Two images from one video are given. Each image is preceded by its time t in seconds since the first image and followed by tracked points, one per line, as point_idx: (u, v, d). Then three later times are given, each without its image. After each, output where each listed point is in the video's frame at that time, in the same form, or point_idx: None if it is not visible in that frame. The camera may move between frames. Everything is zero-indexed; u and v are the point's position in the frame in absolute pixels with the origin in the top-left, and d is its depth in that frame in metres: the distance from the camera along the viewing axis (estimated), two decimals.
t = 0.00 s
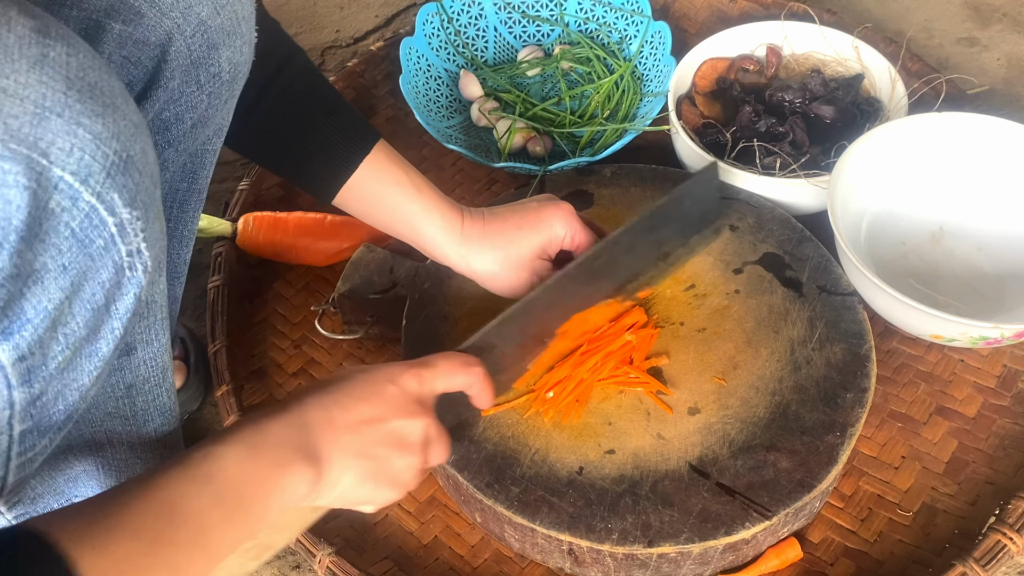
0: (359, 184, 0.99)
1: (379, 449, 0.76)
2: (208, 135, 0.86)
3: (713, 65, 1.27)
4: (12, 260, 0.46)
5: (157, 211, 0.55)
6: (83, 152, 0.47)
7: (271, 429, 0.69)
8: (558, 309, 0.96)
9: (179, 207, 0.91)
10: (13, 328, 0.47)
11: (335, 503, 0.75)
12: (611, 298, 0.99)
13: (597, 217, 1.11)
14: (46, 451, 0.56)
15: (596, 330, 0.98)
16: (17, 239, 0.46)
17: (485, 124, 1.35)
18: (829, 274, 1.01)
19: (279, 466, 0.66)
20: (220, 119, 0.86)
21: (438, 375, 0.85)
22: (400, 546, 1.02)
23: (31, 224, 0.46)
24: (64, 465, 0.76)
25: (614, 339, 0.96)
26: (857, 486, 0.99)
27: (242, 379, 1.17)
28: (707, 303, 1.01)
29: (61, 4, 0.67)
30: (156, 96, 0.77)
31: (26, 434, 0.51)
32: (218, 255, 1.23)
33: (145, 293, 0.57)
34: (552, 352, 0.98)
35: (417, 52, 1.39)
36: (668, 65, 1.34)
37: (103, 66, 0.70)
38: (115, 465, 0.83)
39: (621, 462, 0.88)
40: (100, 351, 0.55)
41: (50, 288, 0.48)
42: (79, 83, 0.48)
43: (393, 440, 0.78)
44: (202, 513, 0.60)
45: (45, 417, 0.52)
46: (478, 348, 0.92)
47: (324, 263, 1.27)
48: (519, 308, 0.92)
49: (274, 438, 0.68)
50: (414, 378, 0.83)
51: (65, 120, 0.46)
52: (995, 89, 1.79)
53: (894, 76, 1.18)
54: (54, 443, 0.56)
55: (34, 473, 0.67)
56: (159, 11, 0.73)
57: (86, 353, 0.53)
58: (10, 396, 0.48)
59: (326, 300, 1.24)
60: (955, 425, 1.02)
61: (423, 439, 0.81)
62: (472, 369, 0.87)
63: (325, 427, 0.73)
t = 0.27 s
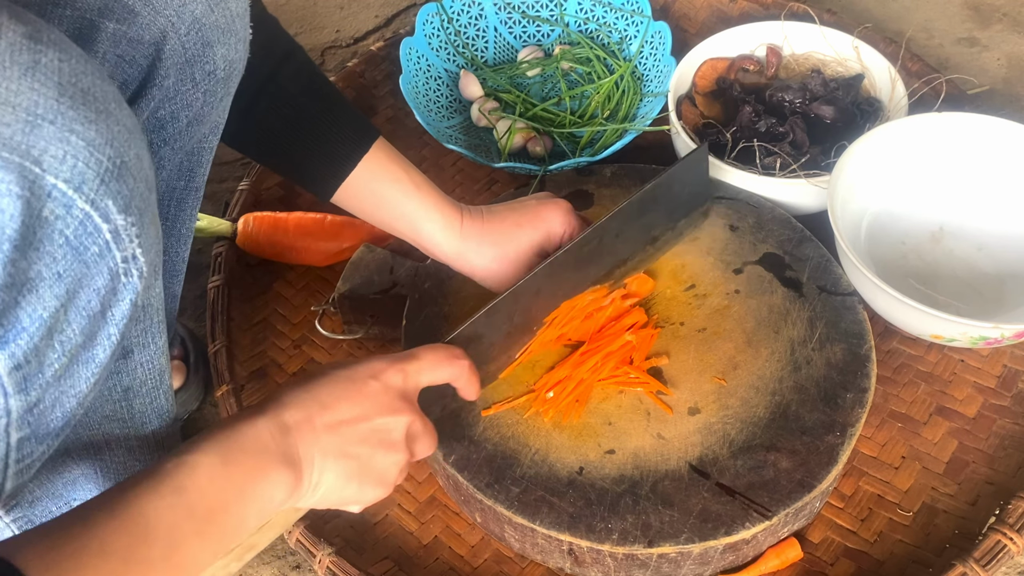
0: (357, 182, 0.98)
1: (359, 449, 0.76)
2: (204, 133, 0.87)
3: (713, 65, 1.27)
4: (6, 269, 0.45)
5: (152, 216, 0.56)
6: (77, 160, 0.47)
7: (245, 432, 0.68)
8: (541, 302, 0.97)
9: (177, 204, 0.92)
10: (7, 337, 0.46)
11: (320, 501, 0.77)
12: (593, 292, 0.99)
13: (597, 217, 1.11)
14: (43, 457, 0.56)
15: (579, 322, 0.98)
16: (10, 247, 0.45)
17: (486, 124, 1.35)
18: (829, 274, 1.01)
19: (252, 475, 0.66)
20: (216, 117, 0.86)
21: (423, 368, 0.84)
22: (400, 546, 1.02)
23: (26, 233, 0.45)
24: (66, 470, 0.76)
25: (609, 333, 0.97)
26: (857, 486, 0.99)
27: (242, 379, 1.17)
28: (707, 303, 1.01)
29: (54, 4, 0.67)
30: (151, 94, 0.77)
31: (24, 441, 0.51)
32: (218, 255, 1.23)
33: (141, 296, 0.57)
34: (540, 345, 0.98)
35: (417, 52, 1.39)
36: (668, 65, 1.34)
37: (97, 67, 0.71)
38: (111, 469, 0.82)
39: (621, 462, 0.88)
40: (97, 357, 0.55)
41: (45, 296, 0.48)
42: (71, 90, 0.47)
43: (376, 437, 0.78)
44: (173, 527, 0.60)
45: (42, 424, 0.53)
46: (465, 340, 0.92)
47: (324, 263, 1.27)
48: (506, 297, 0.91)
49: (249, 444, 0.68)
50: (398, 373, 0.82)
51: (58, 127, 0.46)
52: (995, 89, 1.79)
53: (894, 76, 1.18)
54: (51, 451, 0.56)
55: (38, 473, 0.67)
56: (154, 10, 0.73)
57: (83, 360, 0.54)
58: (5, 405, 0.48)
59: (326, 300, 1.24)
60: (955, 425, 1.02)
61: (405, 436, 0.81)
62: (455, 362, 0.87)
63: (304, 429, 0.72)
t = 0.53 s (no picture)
0: (358, 178, 0.99)
1: (391, 441, 0.77)
2: (203, 132, 0.86)
3: (713, 65, 1.27)
4: (6, 272, 0.45)
5: (152, 216, 0.56)
6: (75, 162, 0.47)
7: (283, 424, 0.69)
8: (564, 304, 0.98)
9: (177, 203, 0.92)
10: (8, 340, 0.46)
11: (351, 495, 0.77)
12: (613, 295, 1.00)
13: (597, 216, 1.11)
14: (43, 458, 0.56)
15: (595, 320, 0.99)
16: (9, 250, 0.45)
17: (485, 124, 1.35)
18: (829, 274, 1.01)
19: (286, 465, 0.66)
20: (215, 117, 0.86)
21: (450, 365, 0.85)
22: (400, 546, 1.02)
23: (24, 235, 0.45)
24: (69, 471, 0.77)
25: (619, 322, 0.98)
26: (857, 486, 0.99)
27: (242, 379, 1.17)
28: (707, 303, 1.01)
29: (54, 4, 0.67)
30: (151, 95, 0.77)
31: (24, 443, 0.51)
32: (218, 255, 1.23)
33: (141, 298, 0.57)
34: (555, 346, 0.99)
35: (417, 52, 1.39)
36: (668, 65, 1.34)
37: (95, 68, 0.71)
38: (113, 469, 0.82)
39: (621, 462, 0.88)
40: (96, 359, 0.55)
41: (45, 298, 0.48)
42: (69, 91, 0.48)
43: (406, 431, 0.79)
44: (209, 521, 0.60)
45: (43, 426, 0.52)
46: (490, 339, 0.93)
47: (324, 263, 1.27)
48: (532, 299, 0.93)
49: (284, 435, 0.68)
50: (428, 368, 0.83)
51: (57, 129, 0.46)
52: (995, 89, 1.79)
53: (894, 76, 1.18)
54: (51, 452, 0.56)
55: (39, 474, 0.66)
56: (152, 10, 0.73)
57: (83, 362, 0.54)
58: (7, 407, 0.48)
59: (326, 300, 1.24)
60: (955, 425, 1.02)
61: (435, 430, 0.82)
62: (482, 361, 0.87)
63: (338, 420, 0.74)
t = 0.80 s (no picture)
0: (360, 175, 0.99)
1: (407, 441, 0.77)
2: (205, 131, 0.87)
3: (713, 65, 1.27)
4: (11, 266, 0.45)
5: (155, 213, 0.56)
6: (80, 158, 0.47)
7: (303, 419, 0.69)
8: (574, 303, 0.97)
9: (177, 203, 0.92)
10: (12, 335, 0.46)
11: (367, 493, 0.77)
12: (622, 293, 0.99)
13: (597, 217, 1.11)
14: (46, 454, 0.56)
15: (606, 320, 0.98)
16: (14, 245, 0.45)
17: (485, 124, 1.35)
18: (829, 274, 1.01)
19: (308, 461, 0.66)
20: (216, 115, 0.86)
21: (465, 367, 0.84)
22: (400, 546, 1.02)
23: (29, 231, 0.46)
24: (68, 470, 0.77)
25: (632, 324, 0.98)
26: (857, 486, 0.99)
27: (242, 379, 1.17)
28: (707, 303, 1.01)
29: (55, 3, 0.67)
30: (151, 94, 0.77)
31: (27, 439, 0.51)
32: (218, 255, 1.23)
33: (144, 296, 0.57)
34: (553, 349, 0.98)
35: (417, 52, 1.39)
36: (668, 65, 1.34)
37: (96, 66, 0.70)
38: (115, 467, 0.82)
39: (621, 462, 0.88)
40: (99, 355, 0.55)
41: (49, 294, 0.48)
42: (74, 87, 0.48)
43: (421, 432, 0.78)
44: (233, 509, 0.60)
45: (46, 422, 0.52)
46: (502, 339, 0.91)
47: (324, 263, 1.27)
48: (540, 299, 0.92)
49: (306, 430, 0.68)
50: (442, 370, 0.83)
51: (61, 125, 0.46)
52: (995, 89, 1.79)
53: (894, 76, 1.18)
54: (54, 448, 0.56)
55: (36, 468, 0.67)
56: (154, 9, 0.73)
57: (86, 358, 0.54)
58: (10, 401, 0.48)
59: (326, 301, 1.24)
60: (955, 425, 1.02)
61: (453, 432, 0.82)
62: (495, 363, 0.87)
63: (356, 420, 0.73)
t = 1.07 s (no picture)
0: (360, 172, 0.99)
1: (400, 440, 0.78)
2: (202, 129, 0.87)
3: (713, 65, 1.27)
4: (5, 260, 0.46)
5: (151, 207, 0.56)
6: (73, 152, 0.47)
7: (295, 419, 0.70)
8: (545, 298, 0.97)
9: (175, 201, 0.92)
10: (6, 328, 0.47)
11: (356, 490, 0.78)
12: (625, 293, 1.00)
13: (597, 217, 1.11)
14: (43, 450, 0.56)
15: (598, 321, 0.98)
16: (7, 239, 0.46)
17: (485, 124, 1.35)
18: (829, 274, 1.01)
19: (302, 458, 0.67)
20: (213, 112, 0.86)
21: (459, 367, 0.85)
22: (401, 546, 1.02)
23: (22, 224, 0.46)
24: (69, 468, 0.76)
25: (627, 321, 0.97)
26: (857, 486, 1.00)
27: (242, 379, 1.17)
28: (707, 303, 1.01)
29: None
30: (148, 91, 0.76)
31: (24, 435, 0.52)
32: (218, 255, 1.23)
33: (140, 291, 0.57)
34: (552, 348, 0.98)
35: (417, 52, 1.39)
36: (668, 65, 1.34)
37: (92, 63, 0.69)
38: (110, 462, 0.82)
39: (621, 462, 0.88)
40: (95, 350, 0.55)
41: (43, 288, 0.48)
42: (66, 81, 0.48)
43: (415, 432, 0.79)
44: (223, 510, 0.60)
45: (41, 417, 0.52)
46: (495, 341, 0.92)
47: (324, 263, 1.27)
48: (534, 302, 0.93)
49: (299, 430, 0.69)
50: (436, 371, 0.83)
51: (54, 119, 0.46)
52: (995, 89, 1.79)
53: (894, 76, 1.18)
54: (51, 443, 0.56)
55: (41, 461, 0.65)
56: (148, 6, 0.73)
57: (81, 353, 0.54)
58: (4, 397, 0.48)
59: (326, 301, 1.24)
60: (955, 425, 1.02)
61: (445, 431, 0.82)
62: (490, 364, 0.87)
63: (349, 419, 0.74)
